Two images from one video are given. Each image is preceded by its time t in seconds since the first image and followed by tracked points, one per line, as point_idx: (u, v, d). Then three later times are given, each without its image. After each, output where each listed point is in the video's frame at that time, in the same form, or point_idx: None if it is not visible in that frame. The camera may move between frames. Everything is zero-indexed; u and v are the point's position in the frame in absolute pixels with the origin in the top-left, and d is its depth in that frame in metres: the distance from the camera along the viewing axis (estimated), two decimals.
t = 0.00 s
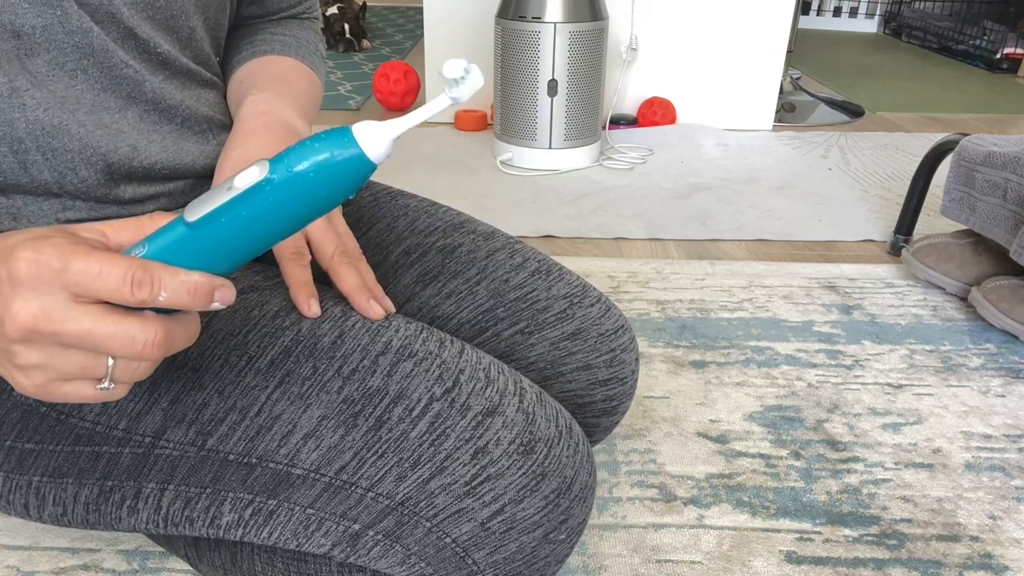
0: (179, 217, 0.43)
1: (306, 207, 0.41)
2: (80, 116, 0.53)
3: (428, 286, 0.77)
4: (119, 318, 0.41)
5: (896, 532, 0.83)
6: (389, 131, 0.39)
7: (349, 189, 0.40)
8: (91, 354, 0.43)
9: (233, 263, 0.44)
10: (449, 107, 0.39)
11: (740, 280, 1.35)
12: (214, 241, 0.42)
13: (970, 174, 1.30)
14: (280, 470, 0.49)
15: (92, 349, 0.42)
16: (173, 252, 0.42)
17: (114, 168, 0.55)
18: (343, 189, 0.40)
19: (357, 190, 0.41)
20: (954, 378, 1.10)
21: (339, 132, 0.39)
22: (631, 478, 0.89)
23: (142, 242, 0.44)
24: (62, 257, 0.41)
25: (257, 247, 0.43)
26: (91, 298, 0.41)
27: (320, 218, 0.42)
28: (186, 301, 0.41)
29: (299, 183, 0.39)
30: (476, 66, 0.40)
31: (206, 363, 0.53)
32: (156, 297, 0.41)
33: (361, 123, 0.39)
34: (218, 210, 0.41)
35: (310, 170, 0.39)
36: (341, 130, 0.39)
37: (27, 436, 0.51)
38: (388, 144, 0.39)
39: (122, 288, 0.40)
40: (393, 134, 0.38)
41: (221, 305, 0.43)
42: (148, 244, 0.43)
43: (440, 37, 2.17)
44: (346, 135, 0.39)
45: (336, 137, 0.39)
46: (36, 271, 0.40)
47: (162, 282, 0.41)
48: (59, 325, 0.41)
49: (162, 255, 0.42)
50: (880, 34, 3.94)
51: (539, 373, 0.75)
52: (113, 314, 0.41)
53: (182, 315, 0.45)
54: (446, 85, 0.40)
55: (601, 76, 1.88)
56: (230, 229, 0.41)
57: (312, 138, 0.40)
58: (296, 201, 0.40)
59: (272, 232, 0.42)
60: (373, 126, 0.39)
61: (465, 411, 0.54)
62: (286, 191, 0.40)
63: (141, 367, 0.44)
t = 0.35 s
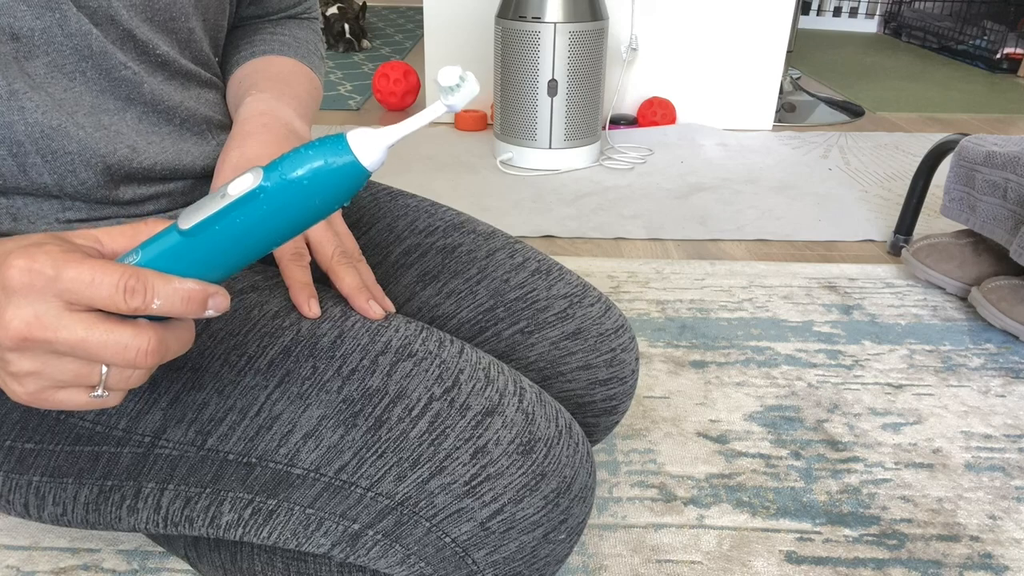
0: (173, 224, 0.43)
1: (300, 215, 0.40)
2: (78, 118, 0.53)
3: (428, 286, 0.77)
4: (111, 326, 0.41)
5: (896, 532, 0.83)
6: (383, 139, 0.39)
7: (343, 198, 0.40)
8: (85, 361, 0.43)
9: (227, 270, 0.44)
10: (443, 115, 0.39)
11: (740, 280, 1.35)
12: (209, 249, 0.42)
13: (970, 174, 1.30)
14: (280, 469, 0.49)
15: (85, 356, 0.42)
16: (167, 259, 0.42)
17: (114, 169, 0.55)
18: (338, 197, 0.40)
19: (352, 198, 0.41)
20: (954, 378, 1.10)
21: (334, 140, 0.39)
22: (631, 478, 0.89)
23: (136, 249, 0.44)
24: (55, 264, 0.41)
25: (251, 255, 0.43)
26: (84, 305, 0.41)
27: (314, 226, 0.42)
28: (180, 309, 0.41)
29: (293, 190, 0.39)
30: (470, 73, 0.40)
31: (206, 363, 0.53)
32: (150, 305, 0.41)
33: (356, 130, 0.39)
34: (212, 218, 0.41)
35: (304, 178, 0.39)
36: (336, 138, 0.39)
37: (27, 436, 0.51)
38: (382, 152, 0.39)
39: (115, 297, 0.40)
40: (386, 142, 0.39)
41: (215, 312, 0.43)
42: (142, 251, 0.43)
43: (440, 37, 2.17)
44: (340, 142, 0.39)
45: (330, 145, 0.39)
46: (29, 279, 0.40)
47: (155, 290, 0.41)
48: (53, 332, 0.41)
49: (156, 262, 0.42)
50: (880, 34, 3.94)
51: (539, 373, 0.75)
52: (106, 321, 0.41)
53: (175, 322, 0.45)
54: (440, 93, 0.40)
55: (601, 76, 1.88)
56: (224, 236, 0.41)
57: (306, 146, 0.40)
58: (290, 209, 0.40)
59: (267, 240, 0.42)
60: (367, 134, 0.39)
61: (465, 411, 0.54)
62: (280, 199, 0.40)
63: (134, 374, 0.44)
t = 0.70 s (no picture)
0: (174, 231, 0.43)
1: (300, 222, 0.40)
2: (78, 117, 0.53)
3: (428, 286, 0.77)
4: (112, 332, 0.41)
5: (896, 532, 0.83)
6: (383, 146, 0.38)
7: (344, 204, 0.40)
8: (86, 366, 0.43)
9: (228, 276, 0.44)
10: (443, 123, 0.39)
11: (740, 280, 1.35)
12: (209, 255, 0.42)
13: (970, 174, 1.30)
14: (280, 469, 0.49)
15: (86, 362, 0.42)
16: (168, 265, 0.43)
17: (113, 169, 0.55)
18: (339, 204, 0.40)
19: (352, 204, 0.41)
20: (953, 378, 1.10)
21: (334, 148, 0.39)
22: (631, 478, 0.89)
23: (137, 256, 0.44)
24: (57, 271, 0.41)
25: (252, 261, 0.43)
26: (84, 312, 0.41)
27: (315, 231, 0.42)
28: (180, 315, 0.41)
29: (293, 197, 0.39)
30: (471, 83, 0.40)
31: (207, 363, 0.53)
32: (150, 311, 0.41)
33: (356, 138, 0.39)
34: (212, 225, 0.41)
35: (306, 185, 0.39)
36: (336, 145, 0.39)
37: (27, 436, 0.51)
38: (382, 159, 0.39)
39: (116, 303, 0.40)
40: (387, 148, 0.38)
41: (216, 317, 0.43)
42: (143, 258, 0.43)
43: (440, 37, 2.17)
44: (341, 150, 0.39)
45: (330, 153, 0.39)
46: (31, 286, 0.41)
47: (155, 296, 0.41)
48: (54, 338, 0.41)
49: (157, 268, 0.43)
50: (880, 34, 3.94)
51: (539, 373, 0.75)
52: (106, 327, 0.41)
53: (176, 327, 0.45)
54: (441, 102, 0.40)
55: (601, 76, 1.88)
56: (225, 243, 0.41)
57: (307, 153, 0.39)
58: (291, 215, 0.40)
59: (268, 246, 0.42)
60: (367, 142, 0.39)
61: (465, 411, 0.54)
62: (281, 205, 0.40)
63: (135, 379, 0.44)
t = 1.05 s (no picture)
0: (171, 233, 0.43)
1: (297, 225, 0.40)
2: (77, 118, 0.53)
3: (428, 286, 0.77)
4: (110, 335, 0.41)
5: (896, 532, 0.83)
6: (380, 150, 0.38)
7: (341, 208, 0.40)
8: (84, 370, 0.43)
9: (225, 279, 0.44)
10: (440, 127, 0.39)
11: (740, 280, 1.35)
12: (206, 259, 0.42)
13: (970, 174, 1.30)
14: (280, 469, 0.49)
15: (84, 365, 0.42)
16: (165, 268, 0.42)
17: (112, 170, 0.55)
18: (336, 208, 0.40)
19: (350, 207, 0.41)
20: (953, 378, 1.10)
21: (332, 151, 0.39)
22: (631, 478, 0.89)
23: (134, 258, 0.44)
24: (54, 274, 0.41)
25: (249, 265, 0.43)
26: (82, 315, 0.41)
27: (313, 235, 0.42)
28: (178, 319, 0.41)
29: (291, 200, 0.39)
30: (468, 86, 0.40)
31: (206, 362, 0.53)
32: (148, 314, 0.41)
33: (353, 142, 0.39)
34: (209, 228, 0.41)
35: (303, 188, 0.39)
36: (334, 149, 0.39)
37: (27, 436, 0.51)
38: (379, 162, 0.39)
39: (114, 306, 0.40)
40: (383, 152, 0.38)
41: (214, 321, 0.43)
42: (140, 260, 0.43)
43: (440, 37, 2.17)
44: (339, 153, 0.39)
45: (328, 156, 0.39)
46: (29, 290, 0.41)
47: (153, 299, 0.41)
48: (51, 342, 0.41)
49: (154, 272, 0.43)
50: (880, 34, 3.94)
51: (538, 373, 0.75)
52: (104, 330, 0.41)
53: (175, 331, 0.45)
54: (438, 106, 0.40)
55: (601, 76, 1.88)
56: (222, 247, 0.41)
57: (305, 157, 0.40)
58: (288, 219, 0.40)
59: (265, 250, 0.42)
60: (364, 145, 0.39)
61: (465, 410, 0.54)
62: (278, 208, 0.40)
63: (133, 382, 0.44)
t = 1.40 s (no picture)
0: (168, 233, 0.43)
1: (295, 223, 0.40)
2: (77, 119, 0.53)
3: (428, 286, 0.77)
4: (107, 334, 0.41)
5: (896, 532, 0.83)
6: (378, 146, 0.38)
7: (339, 205, 0.40)
8: (80, 369, 0.43)
9: (222, 278, 0.44)
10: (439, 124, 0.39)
11: (740, 281, 1.35)
12: (203, 257, 0.42)
13: (970, 174, 1.30)
14: (280, 469, 0.49)
15: (80, 365, 0.42)
16: (162, 267, 0.42)
17: (112, 170, 0.55)
18: (334, 205, 0.40)
19: (348, 205, 0.41)
20: (953, 378, 1.10)
21: (329, 149, 0.39)
22: (631, 478, 0.89)
23: (131, 258, 0.44)
24: (51, 274, 0.41)
25: (247, 263, 0.43)
26: (79, 314, 0.41)
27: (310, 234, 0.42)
28: (174, 318, 0.41)
29: (288, 198, 0.39)
30: (466, 82, 0.40)
31: (206, 363, 0.53)
32: (144, 313, 0.41)
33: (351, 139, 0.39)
34: (206, 227, 0.41)
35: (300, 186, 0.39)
36: (331, 146, 0.39)
37: (27, 436, 0.51)
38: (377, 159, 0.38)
39: (110, 305, 0.40)
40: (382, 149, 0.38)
41: (211, 320, 0.43)
42: (137, 260, 0.43)
43: (440, 37, 2.17)
44: (336, 150, 0.39)
45: (325, 153, 0.39)
46: (25, 288, 0.41)
47: (149, 298, 0.41)
48: (47, 341, 0.41)
49: (151, 271, 0.43)
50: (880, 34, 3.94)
51: (538, 373, 0.75)
52: (100, 329, 0.41)
53: (172, 331, 0.45)
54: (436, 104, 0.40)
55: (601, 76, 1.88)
56: (219, 245, 0.41)
57: (301, 155, 0.40)
58: (286, 217, 0.40)
59: (263, 248, 0.42)
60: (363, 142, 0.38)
61: (465, 411, 0.54)
62: (275, 206, 0.40)
63: (129, 383, 0.44)
